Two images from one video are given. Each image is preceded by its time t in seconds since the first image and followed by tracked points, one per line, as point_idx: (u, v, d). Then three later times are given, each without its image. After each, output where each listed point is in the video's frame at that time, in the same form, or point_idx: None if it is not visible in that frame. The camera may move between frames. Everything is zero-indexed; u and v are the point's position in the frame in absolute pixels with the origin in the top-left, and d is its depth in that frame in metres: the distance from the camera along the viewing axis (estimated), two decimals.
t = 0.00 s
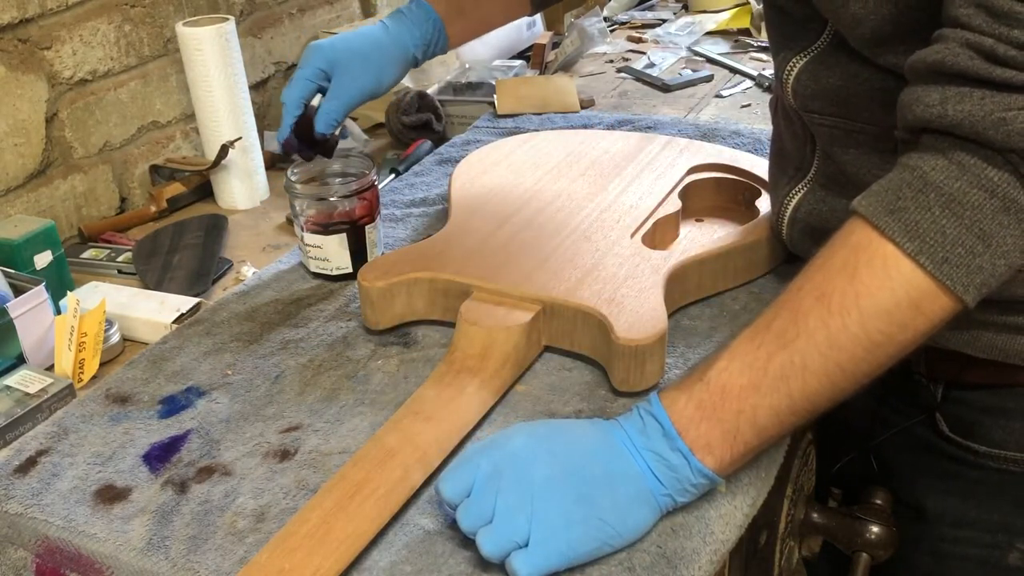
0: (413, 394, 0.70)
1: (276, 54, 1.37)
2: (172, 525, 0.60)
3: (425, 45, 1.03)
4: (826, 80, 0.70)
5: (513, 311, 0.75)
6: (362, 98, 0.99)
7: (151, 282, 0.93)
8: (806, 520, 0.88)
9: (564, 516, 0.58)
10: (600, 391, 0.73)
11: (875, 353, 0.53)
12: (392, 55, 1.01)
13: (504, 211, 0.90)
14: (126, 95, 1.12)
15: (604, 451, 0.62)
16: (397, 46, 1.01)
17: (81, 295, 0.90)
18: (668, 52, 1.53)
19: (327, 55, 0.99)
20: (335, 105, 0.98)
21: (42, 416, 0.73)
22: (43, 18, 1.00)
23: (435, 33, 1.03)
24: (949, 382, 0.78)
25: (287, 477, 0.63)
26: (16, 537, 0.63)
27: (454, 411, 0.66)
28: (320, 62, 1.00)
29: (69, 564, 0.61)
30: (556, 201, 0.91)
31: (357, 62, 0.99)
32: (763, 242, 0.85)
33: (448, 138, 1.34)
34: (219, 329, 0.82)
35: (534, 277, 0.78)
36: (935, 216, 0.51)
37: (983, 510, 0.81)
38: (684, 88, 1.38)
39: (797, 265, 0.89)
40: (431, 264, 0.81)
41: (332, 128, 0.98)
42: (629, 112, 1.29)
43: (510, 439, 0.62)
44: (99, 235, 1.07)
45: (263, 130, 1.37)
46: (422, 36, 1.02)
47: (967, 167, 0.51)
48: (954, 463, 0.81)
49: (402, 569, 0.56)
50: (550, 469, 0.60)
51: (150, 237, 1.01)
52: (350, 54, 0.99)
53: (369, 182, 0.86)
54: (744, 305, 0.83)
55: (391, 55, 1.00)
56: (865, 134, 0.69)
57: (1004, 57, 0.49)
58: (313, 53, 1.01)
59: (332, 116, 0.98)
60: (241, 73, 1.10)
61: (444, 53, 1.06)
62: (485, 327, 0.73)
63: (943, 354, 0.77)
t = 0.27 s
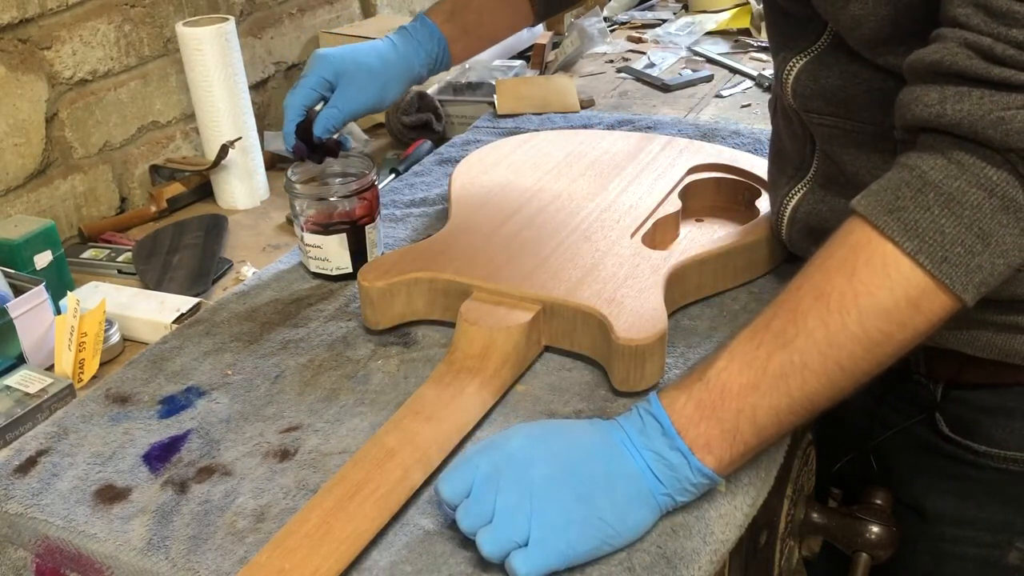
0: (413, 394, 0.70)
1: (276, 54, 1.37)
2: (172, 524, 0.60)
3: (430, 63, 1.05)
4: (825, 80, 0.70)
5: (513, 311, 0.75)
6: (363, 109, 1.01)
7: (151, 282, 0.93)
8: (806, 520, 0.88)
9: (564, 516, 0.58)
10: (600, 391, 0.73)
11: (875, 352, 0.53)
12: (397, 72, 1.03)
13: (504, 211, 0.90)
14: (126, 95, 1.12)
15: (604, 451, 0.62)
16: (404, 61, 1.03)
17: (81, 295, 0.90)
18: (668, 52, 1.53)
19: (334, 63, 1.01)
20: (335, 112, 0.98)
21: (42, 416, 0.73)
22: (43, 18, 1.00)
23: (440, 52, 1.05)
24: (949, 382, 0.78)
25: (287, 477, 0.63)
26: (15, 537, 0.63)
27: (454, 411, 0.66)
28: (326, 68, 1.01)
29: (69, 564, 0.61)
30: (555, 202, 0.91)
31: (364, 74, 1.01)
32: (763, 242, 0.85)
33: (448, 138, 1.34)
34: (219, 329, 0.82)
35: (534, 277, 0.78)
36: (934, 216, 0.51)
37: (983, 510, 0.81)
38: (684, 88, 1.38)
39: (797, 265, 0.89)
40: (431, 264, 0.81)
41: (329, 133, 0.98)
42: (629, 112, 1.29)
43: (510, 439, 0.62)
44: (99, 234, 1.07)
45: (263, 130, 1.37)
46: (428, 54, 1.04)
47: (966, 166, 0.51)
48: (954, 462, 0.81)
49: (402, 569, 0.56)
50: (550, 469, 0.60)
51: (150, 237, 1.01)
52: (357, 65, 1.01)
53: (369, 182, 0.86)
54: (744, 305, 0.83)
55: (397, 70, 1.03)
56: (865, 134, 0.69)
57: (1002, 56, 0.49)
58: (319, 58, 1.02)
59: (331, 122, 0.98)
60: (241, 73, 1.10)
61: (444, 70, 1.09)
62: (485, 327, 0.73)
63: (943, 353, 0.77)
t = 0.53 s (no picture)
0: (413, 394, 0.70)
1: (276, 54, 1.37)
2: (172, 524, 0.60)
3: (435, 73, 1.06)
4: (824, 81, 0.70)
5: (513, 311, 0.75)
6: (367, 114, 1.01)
7: (151, 282, 0.93)
8: (806, 520, 0.88)
9: (564, 516, 0.58)
10: (600, 391, 0.73)
11: (874, 351, 0.53)
12: (405, 80, 1.04)
13: (504, 211, 0.90)
14: (126, 95, 1.12)
15: (603, 451, 0.62)
16: (411, 68, 1.04)
17: (81, 295, 0.90)
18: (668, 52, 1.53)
19: (344, 65, 1.01)
20: (341, 115, 0.98)
21: (42, 416, 0.73)
22: (43, 18, 1.00)
23: (445, 63, 1.06)
24: (949, 382, 0.78)
25: (287, 477, 0.63)
26: (16, 537, 0.63)
27: (454, 411, 0.66)
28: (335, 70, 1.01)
29: (69, 564, 0.61)
30: (556, 202, 0.91)
31: (372, 79, 1.01)
32: (763, 242, 0.85)
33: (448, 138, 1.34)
34: (219, 329, 0.82)
35: (534, 277, 0.78)
36: (933, 215, 0.51)
37: (983, 510, 0.82)
38: (684, 88, 1.38)
39: (797, 265, 0.89)
40: (430, 264, 0.81)
41: (334, 136, 0.98)
42: (629, 112, 1.29)
43: (509, 439, 0.62)
44: (99, 234, 1.07)
45: (263, 130, 1.37)
46: (435, 63, 1.05)
47: (965, 166, 0.51)
48: (954, 463, 0.81)
49: (402, 569, 0.56)
50: (549, 469, 0.60)
51: (150, 237, 1.01)
52: (366, 70, 1.01)
53: (369, 182, 0.86)
54: (744, 305, 0.83)
55: (403, 77, 1.03)
56: (864, 134, 0.69)
57: (1000, 56, 0.49)
58: (328, 59, 1.02)
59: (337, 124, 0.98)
60: (241, 73, 1.10)
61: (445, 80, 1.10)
62: (485, 327, 0.73)
63: (943, 353, 0.77)
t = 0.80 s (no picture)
0: (413, 394, 0.70)
1: (276, 54, 1.37)
2: (172, 525, 0.60)
3: (433, 71, 1.05)
4: (821, 81, 0.70)
5: (513, 311, 0.75)
6: (366, 114, 1.01)
7: (151, 282, 0.93)
8: (806, 520, 0.88)
9: (563, 515, 0.58)
10: (600, 391, 0.73)
11: (874, 350, 0.53)
12: (403, 78, 1.03)
13: (504, 211, 0.90)
14: (126, 95, 1.12)
15: (603, 451, 0.62)
16: (408, 68, 1.04)
17: (81, 295, 0.90)
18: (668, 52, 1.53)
19: (341, 66, 1.01)
20: (340, 116, 0.98)
21: (42, 416, 0.73)
22: (43, 18, 1.00)
23: (443, 60, 1.06)
24: (948, 382, 0.78)
25: (287, 477, 0.63)
26: (16, 537, 0.63)
27: (454, 411, 0.66)
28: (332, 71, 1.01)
29: (69, 564, 0.61)
30: (556, 201, 0.91)
31: (369, 79, 1.01)
32: (762, 241, 0.85)
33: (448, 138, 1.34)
34: (219, 329, 0.82)
35: (534, 277, 0.78)
36: (931, 213, 0.51)
37: (983, 510, 0.82)
38: (684, 88, 1.38)
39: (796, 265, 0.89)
40: (430, 264, 0.81)
41: (335, 138, 0.97)
42: (629, 112, 1.29)
43: (509, 439, 0.62)
44: (99, 235, 1.07)
45: (263, 130, 1.37)
46: (433, 62, 1.05)
47: (962, 163, 0.51)
48: (954, 462, 0.81)
49: (402, 569, 0.56)
50: (548, 468, 0.60)
51: (150, 237, 1.01)
52: (364, 70, 1.01)
53: (369, 182, 0.86)
54: (744, 305, 0.83)
55: (401, 76, 1.03)
56: (863, 134, 0.69)
57: (997, 53, 0.49)
58: (325, 61, 1.01)
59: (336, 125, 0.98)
60: (241, 73, 1.10)
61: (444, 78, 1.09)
62: (485, 327, 0.73)
63: (943, 354, 0.77)
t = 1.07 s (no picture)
0: (413, 394, 0.70)
1: (276, 54, 1.37)
2: (172, 525, 0.60)
3: (433, 74, 1.06)
4: (817, 81, 0.70)
5: (513, 311, 0.75)
6: (366, 114, 1.01)
7: (152, 283, 0.93)
8: (806, 520, 0.88)
9: (563, 515, 0.58)
10: (600, 391, 0.73)
11: (872, 348, 0.53)
12: (404, 81, 1.03)
13: (503, 211, 0.90)
14: (126, 95, 1.12)
15: (602, 450, 0.62)
16: (410, 70, 1.04)
17: (81, 295, 0.90)
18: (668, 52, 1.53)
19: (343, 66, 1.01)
20: (340, 115, 0.98)
21: (42, 416, 0.73)
22: (43, 18, 1.00)
23: (443, 63, 1.06)
24: (948, 382, 0.78)
25: (287, 477, 0.63)
26: (16, 537, 0.63)
27: (454, 410, 0.66)
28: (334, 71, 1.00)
29: (69, 564, 0.61)
30: (556, 201, 0.91)
31: (371, 80, 1.01)
32: (762, 241, 0.85)
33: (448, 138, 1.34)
34: (219, 330, 0.82)
35: (534, 277, 0.78)
36: (928, 211, 0.51)
37: (983, 510, 0.82)
38: (684, 88, 1.38)
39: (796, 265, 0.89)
40: (430, 264, 0.81)
41: (333, 134, 0.97)
42: (629, 112, 1.29)
43: (508, 439, 0.62)
44: (99, 235, 1.07)
45: (263, 130, 1.37)
46: (433, 65, 1.05)
47: (959, 160, 0.51)
48: (953, 462, 0.81)
49: (402, 569, 0.56)
50: (547, 468, 0.60)
51: (150, 237, 1.01)
52: (366, 71, 1.01)
53: (369, 182, 0.86)
54: (744, 305, 0.83)
55: (402, 78, 1.03)
56: (862, 133, 0.69)
57: (993, 50, 0.49)
58: (327, 59, 1.01)
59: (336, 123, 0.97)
60: (241, 73, 1.10)
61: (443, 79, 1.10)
62: (485, 327, 0.73)
63: (942, 354, 0.77)
